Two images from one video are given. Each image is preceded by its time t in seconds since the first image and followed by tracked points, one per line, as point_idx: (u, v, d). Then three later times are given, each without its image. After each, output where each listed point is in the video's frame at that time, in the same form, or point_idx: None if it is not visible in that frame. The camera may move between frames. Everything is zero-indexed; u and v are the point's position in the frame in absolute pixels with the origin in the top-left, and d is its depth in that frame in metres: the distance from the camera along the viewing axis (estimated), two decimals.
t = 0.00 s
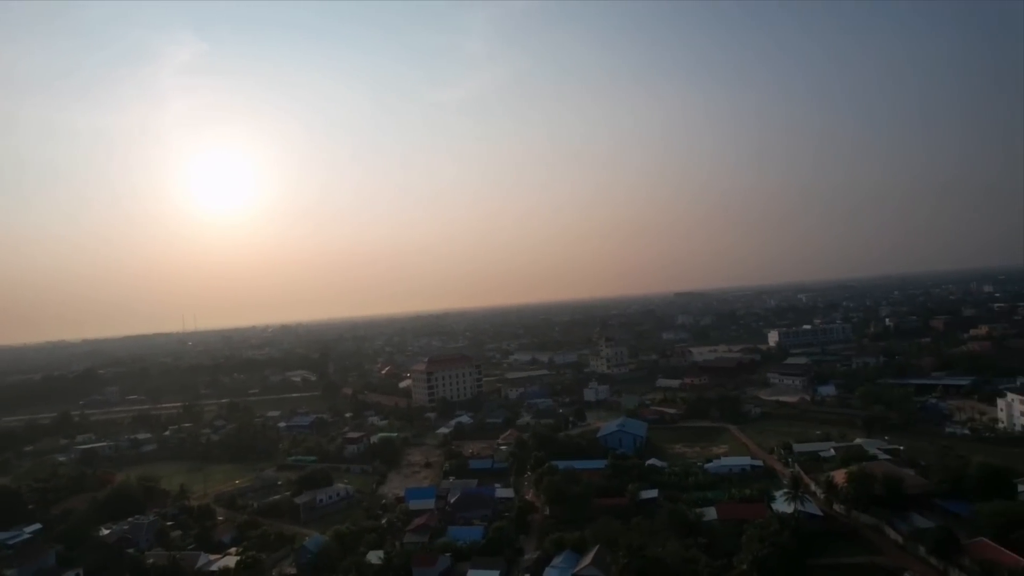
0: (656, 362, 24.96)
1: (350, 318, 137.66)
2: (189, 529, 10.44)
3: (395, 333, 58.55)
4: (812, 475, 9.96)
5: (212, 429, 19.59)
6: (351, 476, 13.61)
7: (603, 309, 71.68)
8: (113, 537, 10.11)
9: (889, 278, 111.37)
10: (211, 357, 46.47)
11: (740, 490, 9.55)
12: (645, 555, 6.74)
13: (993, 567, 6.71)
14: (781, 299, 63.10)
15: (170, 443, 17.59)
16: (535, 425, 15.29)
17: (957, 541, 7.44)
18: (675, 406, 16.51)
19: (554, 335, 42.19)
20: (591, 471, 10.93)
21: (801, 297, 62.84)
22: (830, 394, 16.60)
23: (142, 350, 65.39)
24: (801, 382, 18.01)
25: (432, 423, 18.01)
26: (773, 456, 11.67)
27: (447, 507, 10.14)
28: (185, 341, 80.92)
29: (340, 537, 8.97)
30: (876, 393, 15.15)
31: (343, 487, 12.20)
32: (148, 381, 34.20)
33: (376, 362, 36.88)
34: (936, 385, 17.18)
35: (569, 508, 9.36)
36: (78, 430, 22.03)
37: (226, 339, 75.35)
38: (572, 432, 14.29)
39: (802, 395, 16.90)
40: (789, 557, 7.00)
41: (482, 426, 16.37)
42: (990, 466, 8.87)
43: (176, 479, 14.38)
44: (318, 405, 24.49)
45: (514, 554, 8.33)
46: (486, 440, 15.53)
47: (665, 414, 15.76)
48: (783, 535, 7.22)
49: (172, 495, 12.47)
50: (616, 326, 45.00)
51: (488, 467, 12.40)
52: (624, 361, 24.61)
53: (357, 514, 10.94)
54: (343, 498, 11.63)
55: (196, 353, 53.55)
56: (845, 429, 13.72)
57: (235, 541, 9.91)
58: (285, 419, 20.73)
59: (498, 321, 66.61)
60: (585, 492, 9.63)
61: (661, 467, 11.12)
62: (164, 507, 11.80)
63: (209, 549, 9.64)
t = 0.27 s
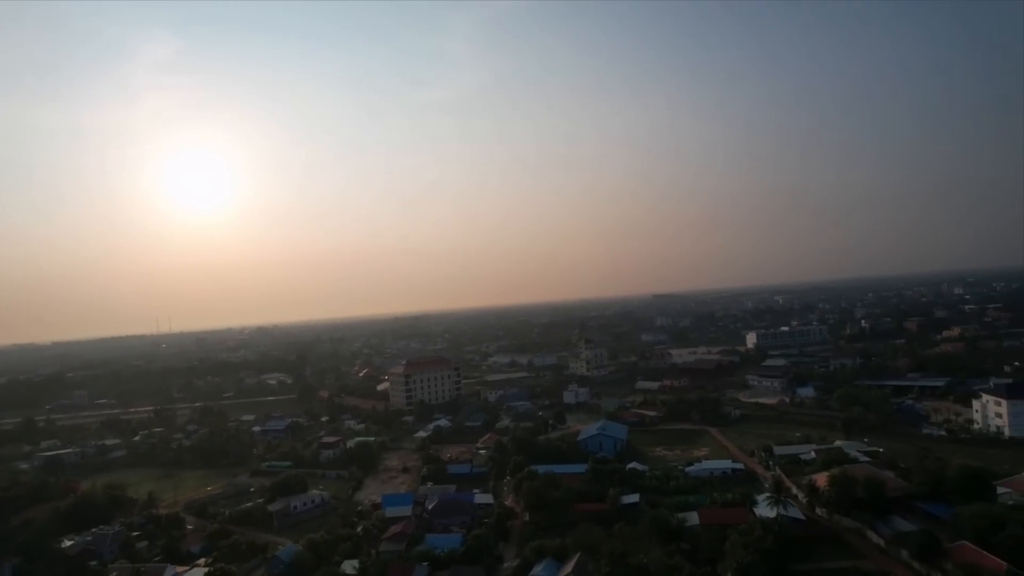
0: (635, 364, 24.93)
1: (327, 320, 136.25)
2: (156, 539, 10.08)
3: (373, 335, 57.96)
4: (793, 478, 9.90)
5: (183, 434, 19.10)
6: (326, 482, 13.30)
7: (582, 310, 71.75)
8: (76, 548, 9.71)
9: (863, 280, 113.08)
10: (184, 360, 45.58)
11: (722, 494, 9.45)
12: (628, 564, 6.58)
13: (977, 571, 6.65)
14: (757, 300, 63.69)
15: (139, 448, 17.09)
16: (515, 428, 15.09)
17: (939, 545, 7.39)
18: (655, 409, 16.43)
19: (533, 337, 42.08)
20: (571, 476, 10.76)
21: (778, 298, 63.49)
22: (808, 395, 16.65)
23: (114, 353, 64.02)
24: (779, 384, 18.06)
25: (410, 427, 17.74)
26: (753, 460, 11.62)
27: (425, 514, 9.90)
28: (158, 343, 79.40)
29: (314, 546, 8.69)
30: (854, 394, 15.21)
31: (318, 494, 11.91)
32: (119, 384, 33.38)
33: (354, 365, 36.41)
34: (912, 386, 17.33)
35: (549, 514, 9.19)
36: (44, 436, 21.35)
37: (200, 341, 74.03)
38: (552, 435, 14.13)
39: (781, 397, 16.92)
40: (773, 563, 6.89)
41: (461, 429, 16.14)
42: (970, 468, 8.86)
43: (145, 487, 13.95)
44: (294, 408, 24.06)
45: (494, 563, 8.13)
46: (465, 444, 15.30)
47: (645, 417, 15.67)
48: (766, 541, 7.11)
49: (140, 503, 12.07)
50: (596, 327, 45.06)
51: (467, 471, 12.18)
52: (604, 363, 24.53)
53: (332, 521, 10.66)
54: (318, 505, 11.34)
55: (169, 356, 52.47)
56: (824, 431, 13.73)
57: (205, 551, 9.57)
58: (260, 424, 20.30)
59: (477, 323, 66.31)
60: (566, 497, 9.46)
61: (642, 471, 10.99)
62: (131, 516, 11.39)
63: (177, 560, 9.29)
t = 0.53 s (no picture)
0: (615, 366, 24.85)
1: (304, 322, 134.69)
2: (121, 551, 9.69)
3: (350, 338, 57.32)
4: (775, 482, 9.83)
5: (153, 440, 18.57)
6: (301, 489, 12.97)
7: (561, 312, 71.72)
8: (35, 561, 9.29)
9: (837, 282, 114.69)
10: (156, 363, 44.61)
11: (704, 498, 9.33)
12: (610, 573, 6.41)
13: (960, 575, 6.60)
14: (735, 302, 64.17)
15: (106, 454, 16.57)
16: (494, 432, 14.88)
17: (921, 548, 7.34)
18: (635, 411, 16.33)
19: (512, 339, 41.90)
20: (551, 481, 10.59)
21: (755, 300, 64.11)
22: (787, 397, 16.68)
23: (84, 356, 62.49)
24: (758, 386, 18.08)
25: (387, 431, 17.44)
26: (734, 462, 11.55)
27: (402, 521, 9.65)
28: (130, 346, 77.80)
29: (286, 557, 8.40)
30: (832, 396, 15.25)
31: (292, 501, 11.59)
32: (87, 388, 32.51)
33: (331, 368, 35.87)
34: (889, 388, 17.45)
35: (529, 520, 9.00)
36: (7, 443, 20.65)
37: (173, 343, 72.65)
38: (532, 439, 13.95)
39: (760, 399, 16.93)
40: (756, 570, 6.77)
41: (439, 433, 15.88)
42: (949, 470, 8.86)
43: (112, 495, 13.48)
44: (268, 412, 23.58)
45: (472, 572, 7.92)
46: (443, 448, 15.06)
47: (625, 420, 15.56)
48: (750, 548, 6.99)
49: (105, 512, 11.64)
50: (575, 329, 44.94)
51: (445, 476, 11.95)
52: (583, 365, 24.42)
53: (306, 529, 10.36)
54: (291, 512, 11.02)
55: (141, 359, 51.33)
56: (804, 433, 13.73)
57: (172, 562, 9.22)
58: (233, 428, 19.84)
59: (456, 324, 65.92)
60: (546, 502, 9.27)
61: (623, 475, 10.86)
62: (96, 527, 10.97)
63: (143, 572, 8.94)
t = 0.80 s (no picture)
0: (595, 368, 24.75)
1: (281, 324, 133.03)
2: (84, 564, 9.30)
3: (327, 340, 56.62)
4: (756, 486, 9.74)
5: (121, 446, 18.04)
6: (274, 496, 12.63)
7: (541, 314, 71.65)
8: None
9: (812, 284, 116.26)
10: (127, 366, 43.63)
11: (686, 502, 9.21)
12: None
13: None
14: (712, 304, 64.62)
15: (72, 462, 16.03)
16: (472, 436, 14.65)
17: (904, 551, 7.28)
18: (615, 414, 16.21)
19: (491, 341, 41.68)
20: (531, 486, 10.40)
21: (732, 302, 64.68)
22: (766, 399, 16.69)
23: (52, 359, 60.98)
24: (737, 388, 18.08)
25: (364, 435, 17.13)
26: (715, 465, 11.47)
27: (378, 529, 9.38)
28: (100, 349, 76.14)
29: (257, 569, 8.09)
30: (811, 398, 15.27)
31: (264, 508, 11.25)
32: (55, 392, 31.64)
33: (307, 371, 35.31)
34: (866, 389, 17.54)
35: (509, 527, 8.79)
36: None
37: (146, 346, 71.24)
38: (511, 443, 13.75)
39: (740, 400, 16.91)
40: None
41: (417, 437, 15.61)
42: (930, 472, 8.83)
43: (76, 505, 13.01)
44: (242, 417, 23.08)
45: None
46: (421, 453, 14.80)
47: (605, 422, 15.43)
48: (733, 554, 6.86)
49: (68, 523, 11.19)
50: (554, 332, 44.83)
51: (422, 482, 11.69)
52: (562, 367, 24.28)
53: (279, 539, 10.05)
54: (263, 521, 10.70)
55: (111, 362, 50.15)
56: (783, 435, 13.71)
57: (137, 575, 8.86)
58: (205, 433, 19.36)
59: (434, 326, 65.55)
60: (525, 508, 9.07)
61: (603, 479, 10.70)
62: (57, 538, 10.53)
63: None
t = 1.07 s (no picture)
0: (574, 370, 24.63)
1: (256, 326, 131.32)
2: None
3: (304, 343, 55.90)
4: (738, 489, 9.66)
5: (88, 453, 17.50)
6: (246, 504, 12.27)
7: (520, 316, 71.54)
8: None
9: (787, 286, 117.74)
10: (97, 370, 42.61)
11: (667, 507, 9.08)
12: None
13: None
14: (690, 306, 65.03)
15: (34, 470, 15.48)
16: (450, 441, 14.42)
17: (887, 555, 7.21)
18: (594, 416, 16.09)
19: (470, 343, 41.44)
20: (510, 491, 10.21)
21: (709, 304, 65.18)
22: (745, 401, 16.68)
23: (19, 363, 59.44)
24: (716, 390, 18.07)
25: (340, 440, 16.80)
26: (695, 469, 11.37)
27: (353, 537, 9.12)
28: (70, 352, 74.47)
29: None
30: (790, 399, 15.28)
31: (235, 517, 10.92)
32: (20, 397, 30.72)
33: (282, 375, 34.73)
34: (843, 390, 17.63)
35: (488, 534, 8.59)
36: None
37: (117, 349, 69.75)
38: (490, 447, 13.55)
39: (719, 402, 16.90)
40: None
41: (394, 442, 15.33)
42: (910, 474, 8.81)
43: (38, 516, 12.52)
44: (215, 422, 22.57)
45: None
46: (398, 458, 14.53)
47: (585, 425, 15.29)
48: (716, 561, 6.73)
49: (27, 535, 10.75)
50: (533, 333, 44.73)
51: (399, 487, 11.44)
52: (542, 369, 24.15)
53: (250, 549, 9.74)
54: (234, 530, 10.37)
55: (81, 366, 48.98)
56: (762, 437, 13.69)
57: None
58: (176, 439, 18.87)
59: (413, 328, 65.12)
60: (504, 514, 8.88)
61: (583, 483, 10.55)
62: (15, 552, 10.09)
63: None
